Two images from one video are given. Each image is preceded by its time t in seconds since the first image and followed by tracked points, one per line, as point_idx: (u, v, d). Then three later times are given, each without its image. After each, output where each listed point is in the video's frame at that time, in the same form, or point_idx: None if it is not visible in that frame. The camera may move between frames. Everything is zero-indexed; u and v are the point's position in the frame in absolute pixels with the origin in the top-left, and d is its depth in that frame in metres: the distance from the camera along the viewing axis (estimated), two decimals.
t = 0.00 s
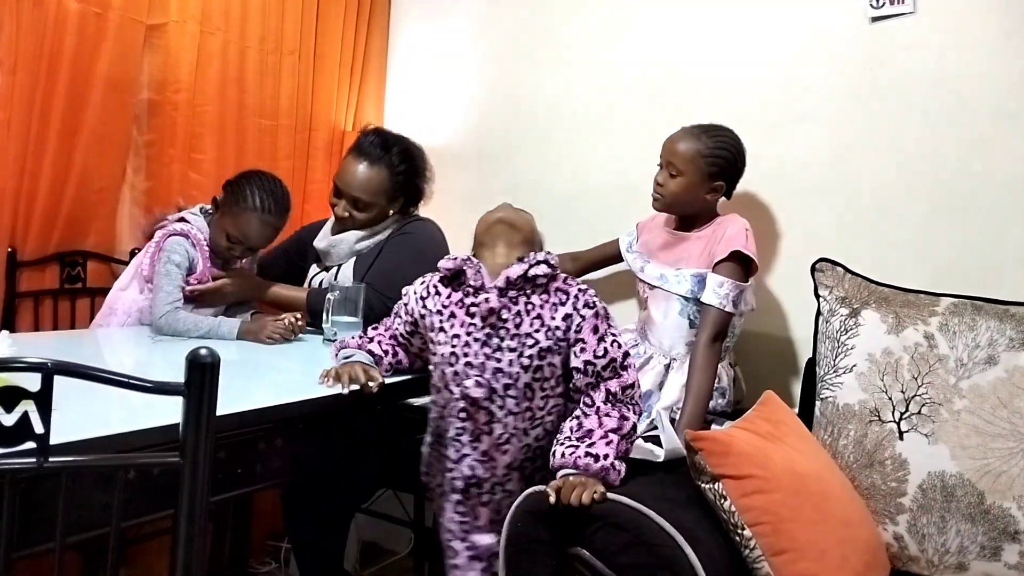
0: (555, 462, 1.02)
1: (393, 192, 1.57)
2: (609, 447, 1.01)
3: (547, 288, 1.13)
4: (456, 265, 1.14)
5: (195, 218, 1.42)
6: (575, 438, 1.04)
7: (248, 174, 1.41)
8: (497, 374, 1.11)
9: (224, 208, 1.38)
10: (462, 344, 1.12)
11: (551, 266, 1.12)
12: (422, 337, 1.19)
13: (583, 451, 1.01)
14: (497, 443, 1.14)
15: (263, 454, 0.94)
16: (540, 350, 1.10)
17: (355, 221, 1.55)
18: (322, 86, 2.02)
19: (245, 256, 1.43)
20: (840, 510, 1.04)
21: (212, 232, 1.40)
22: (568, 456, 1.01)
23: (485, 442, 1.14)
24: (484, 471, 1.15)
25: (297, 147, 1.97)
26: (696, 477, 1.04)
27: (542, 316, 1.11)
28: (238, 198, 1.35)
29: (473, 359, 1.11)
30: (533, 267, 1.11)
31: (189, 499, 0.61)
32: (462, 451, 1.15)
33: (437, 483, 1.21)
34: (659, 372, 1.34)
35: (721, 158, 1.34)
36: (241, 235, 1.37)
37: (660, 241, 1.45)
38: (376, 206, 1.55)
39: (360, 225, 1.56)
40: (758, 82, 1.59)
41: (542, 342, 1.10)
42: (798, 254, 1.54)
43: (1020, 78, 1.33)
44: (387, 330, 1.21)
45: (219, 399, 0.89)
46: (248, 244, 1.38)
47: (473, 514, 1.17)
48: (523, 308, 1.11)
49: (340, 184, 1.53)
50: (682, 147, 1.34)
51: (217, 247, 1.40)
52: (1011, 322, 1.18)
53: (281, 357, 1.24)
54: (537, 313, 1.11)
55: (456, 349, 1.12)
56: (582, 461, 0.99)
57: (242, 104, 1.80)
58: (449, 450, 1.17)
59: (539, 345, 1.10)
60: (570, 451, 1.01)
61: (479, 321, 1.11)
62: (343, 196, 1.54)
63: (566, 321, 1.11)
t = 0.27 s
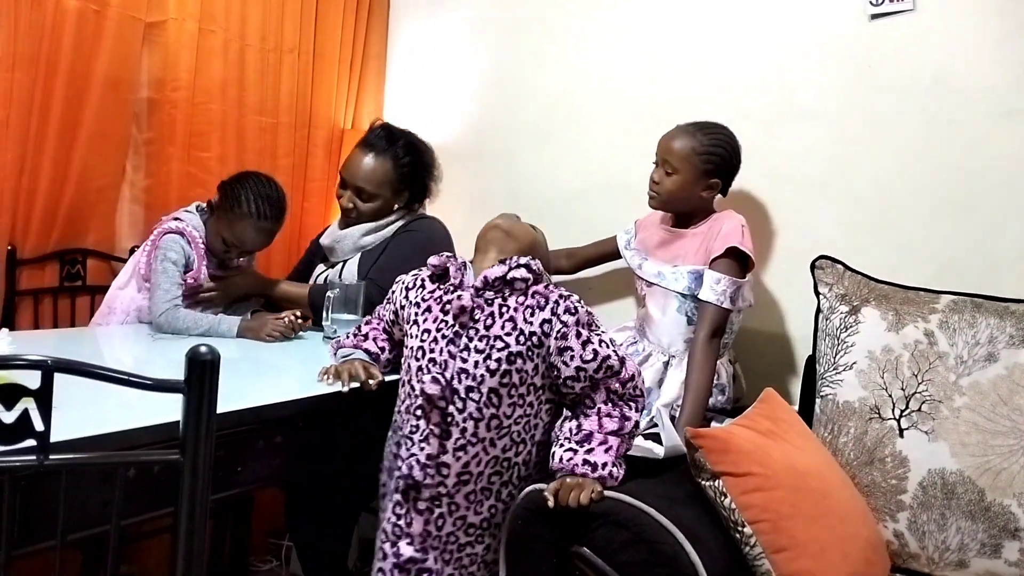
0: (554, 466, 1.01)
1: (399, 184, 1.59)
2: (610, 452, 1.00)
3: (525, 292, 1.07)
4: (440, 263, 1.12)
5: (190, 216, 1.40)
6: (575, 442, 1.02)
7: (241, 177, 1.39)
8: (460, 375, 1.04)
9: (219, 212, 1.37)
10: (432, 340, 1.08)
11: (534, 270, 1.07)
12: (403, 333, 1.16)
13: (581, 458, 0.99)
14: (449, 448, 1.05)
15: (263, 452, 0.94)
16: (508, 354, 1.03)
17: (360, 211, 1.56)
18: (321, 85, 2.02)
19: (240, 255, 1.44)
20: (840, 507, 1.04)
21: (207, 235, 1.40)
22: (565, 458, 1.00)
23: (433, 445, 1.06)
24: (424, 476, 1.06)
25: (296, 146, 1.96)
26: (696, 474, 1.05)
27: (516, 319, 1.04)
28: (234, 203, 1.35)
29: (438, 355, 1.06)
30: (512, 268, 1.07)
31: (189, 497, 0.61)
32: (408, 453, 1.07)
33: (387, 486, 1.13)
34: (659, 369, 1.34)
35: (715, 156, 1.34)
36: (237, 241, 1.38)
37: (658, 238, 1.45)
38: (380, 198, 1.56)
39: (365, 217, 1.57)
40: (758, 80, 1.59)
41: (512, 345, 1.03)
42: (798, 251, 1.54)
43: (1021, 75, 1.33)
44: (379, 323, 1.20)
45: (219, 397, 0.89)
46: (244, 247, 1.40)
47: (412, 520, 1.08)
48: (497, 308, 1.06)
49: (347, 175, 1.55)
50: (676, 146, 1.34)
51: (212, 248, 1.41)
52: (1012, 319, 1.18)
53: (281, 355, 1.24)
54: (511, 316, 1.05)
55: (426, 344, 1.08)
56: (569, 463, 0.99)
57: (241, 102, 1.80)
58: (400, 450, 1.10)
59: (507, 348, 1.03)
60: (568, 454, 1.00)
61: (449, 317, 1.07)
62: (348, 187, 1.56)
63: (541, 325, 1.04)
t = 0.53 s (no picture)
0: (552, 466, 1.00)
1: (407, 176, 1.61)
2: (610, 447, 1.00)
3: (529, 298, 1.02)
4: (439, 262, 1.06)
5: (184, 217, 1.40)
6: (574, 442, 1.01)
7: (234, 184, 1.39)
8: (461, 379, 0.99)
9: (215, 221, 1.37)
10: (430, 343, 1.02)
11: (537, 275, 1.01)
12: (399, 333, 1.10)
13: (582, 455, 0.98)
14: (449, 454, 1.00)
15: (262, 452, 0.94)
16: (512, 360, 0.99)
17: (370, 204, 1.57)
18: (318, 85, 2.02)
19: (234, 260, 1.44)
20: (837, 505, 1.05)
21: (201, 242, 1.40)
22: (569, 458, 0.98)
23: (431, 451, 1.00)
24: (423, 483, 1.00)
25: (293, 146, 1.96)
26: (695, 473, 1.05)
27: (518, 324, 1.00)
28: (231, 214, 1.35)
29: (438, 360, 1.00)
30: (517, 271, 1.01)
31: (188, 496, 0.61)
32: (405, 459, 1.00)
33: (383, 491, 1.06)
34: (653, 368, 1.34)
35: (705, 155, 1.34)
36: (234, 249, 1.38)
37: (651, 237, 1.44)
38: (390, 189, 1.57)
39: (376, 210, 1.57)
40: (754, 80, 1.59)
41: (514, 352, 0.99)
42: (794, 250, 1.55)
43: (1016, 75, 1.33)
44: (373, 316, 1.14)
45: (217, 397, 0.89)
46: (240, 255, 1.40)
47: (408, 526, 1.01)
48: (500, 312, 1.00)
49: (355, 168, 1.56)
50: (665, 147, 1.34)
51: (207, 254, 1.41)
52: (1007, 318, 1.18)
53: (279, 355, 1.24)
54: (516, 321, 1.00)
55: (425, 347, 1.02)
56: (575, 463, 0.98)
57: (237, 101, 1.80)
58: (395, 455, 1.03)
59: (510, 354, 0.99)
60: (569, 454, 0.99)
61: (452, 321, 1.01)
62: (358, 179, 1.56)
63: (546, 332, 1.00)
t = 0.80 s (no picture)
0: (555, 466, 1.01)
1: (414, 170, 1.61)
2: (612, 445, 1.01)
3: (547, 297, 1.04)
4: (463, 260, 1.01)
5: (183, 219, 1.42)
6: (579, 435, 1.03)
7: (237, 186, 1.40)
8: (487, 377, 0.99)
9: (220, 226, 1.39)
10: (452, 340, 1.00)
11: (557, 276, 1.03)
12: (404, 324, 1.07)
13: (582, 451, 1.00)
14: (469, 451, 1.00)
15: (262, 453, 0.94)
16: (533, 356, 1.01)
17: (385, 199, 1.56)
18: (319, 86, 2.02)
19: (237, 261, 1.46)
20: (837, 507, 1.05)
21: (205, 247, 1.42)
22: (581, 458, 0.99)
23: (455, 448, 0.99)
24: (441, 477, 0.98)
25: (294, 148, 1.96)
26: (695, 474, 1.04)
27: (538, 322, 1.02)
28: (234, 221, 1.36)
29: (463, 358, 0.99)
30: (539, 269, 1.02)
31: (188, 498, 0.61)
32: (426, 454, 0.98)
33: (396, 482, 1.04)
34: (654, 370, 1.34)
35: (699, 156, 1.35)
36: (239, 254, 1.40)
37: (649, 240, 1.45)
38: (402, 182, 1.58)
39: (391, 204, 1.56)
40: (754, 82, 1.59)
41: (536, 349, 1.01)
42: (795, 251, 1.55)
43: (1016, 76, 1.33)
44: (368, 305, 1.11)
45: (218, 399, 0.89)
46: (244, 259, 1.42)
47: (424, 517, 1.00)
48: (520, 309, 1.01)
49: (365, 166, 1.56)
50: (659, 150, 1.34)
51: (211, 258, 1.42)
52: (1007, 319, 1.18)
53: (280, 356, 1.24)
54: (535, 318, 1.02)
55: (446, 343, 0.99)
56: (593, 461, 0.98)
57: (238, 103, 1.80)
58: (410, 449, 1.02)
59: (532, 352, 1.01)
60: (569, 452, 1.00)
61: (476, 318, 0.99)
62: (369, 176, 1.56)
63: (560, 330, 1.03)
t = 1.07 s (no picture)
0: (551, 469, 1.02)
1: (422, 170, 1.61)
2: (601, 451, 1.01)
3: (564, 289, 1.13)
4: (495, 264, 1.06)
5: (183, 221, 1.42)
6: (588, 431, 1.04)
7: (242, 191, 1.41)
8: (522, 368, 1.07)
9: (223, 232, 1.39)
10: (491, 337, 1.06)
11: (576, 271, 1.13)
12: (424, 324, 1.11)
13: (575, 449, 1.01)
14: (507, 440, 1.07)
15: (263, 456, 0.94)
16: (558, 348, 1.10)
17: (393, 198, 1.56)
18: (319, 89, 2.02)
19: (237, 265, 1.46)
20: (838, 509, 1.05)
21: (206, 251, 1.42)
22: (577, 458, 1.00)
23: (498, 437, 1.06)
24: (490, 466, 1.06)
25: (294, 151, 1.97)
26: (695, 477, 1.05)
27: (560, 311, 1.12)
28: (238, 227, 1.37)
29: (503, 353, 1.06)
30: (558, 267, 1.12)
31: (189, 501, 0.61)
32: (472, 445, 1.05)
33: (433, 478, 1.09)
34: (654, 372, 1.34)
35: (688, 159, 1.34)
36: (240, 259, 1.41)
37: (645, 243, 1.45)
38: (410, 180, 1.58)
39: (401, 202, 1.56)
40: (754, 84, 1.59)
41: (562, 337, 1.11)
42: (795, 254, 1.55)
43: (1016, 78, 1.33)
44: (367, 308, 1.10)
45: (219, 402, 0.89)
46: (245, 263, 1.43)
47: (473, 506, 1.07)
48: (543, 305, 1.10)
49: (372, 166, 1.56)
50: (648, 158, 1.33)
51: (212, 262, 1.42)
52: (1008, 321, 1.18)
53: (280, 359, 1.24)
54: (557, 313, 1.12)
55: (485, 340, 1.06)
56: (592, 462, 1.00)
57: (238, 106, 1.80)
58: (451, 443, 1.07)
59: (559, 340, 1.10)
60: (562, 452, 1.02)
61: (508, 317, 1.07)
62: (377, 176, 1.56)
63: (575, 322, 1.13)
